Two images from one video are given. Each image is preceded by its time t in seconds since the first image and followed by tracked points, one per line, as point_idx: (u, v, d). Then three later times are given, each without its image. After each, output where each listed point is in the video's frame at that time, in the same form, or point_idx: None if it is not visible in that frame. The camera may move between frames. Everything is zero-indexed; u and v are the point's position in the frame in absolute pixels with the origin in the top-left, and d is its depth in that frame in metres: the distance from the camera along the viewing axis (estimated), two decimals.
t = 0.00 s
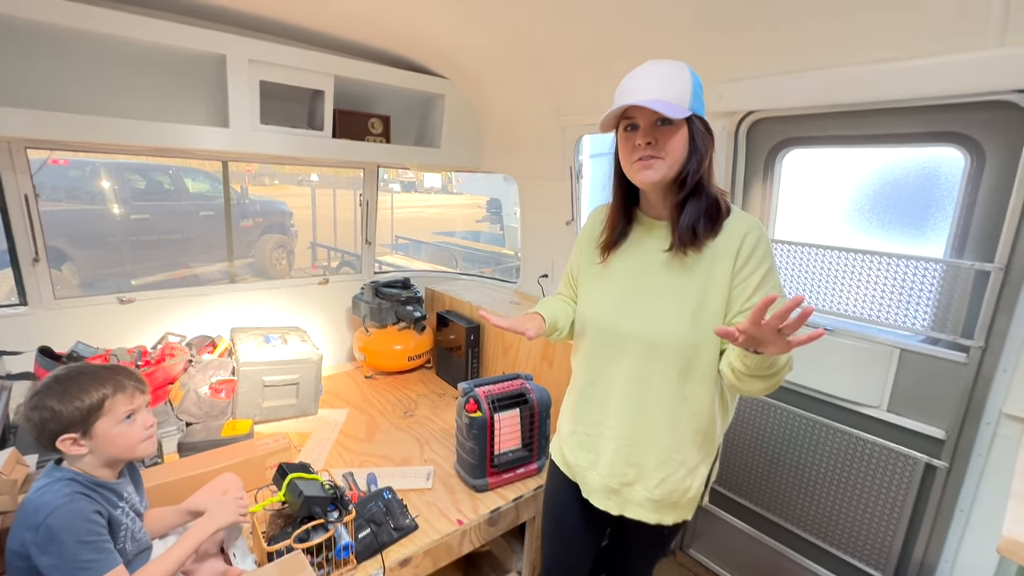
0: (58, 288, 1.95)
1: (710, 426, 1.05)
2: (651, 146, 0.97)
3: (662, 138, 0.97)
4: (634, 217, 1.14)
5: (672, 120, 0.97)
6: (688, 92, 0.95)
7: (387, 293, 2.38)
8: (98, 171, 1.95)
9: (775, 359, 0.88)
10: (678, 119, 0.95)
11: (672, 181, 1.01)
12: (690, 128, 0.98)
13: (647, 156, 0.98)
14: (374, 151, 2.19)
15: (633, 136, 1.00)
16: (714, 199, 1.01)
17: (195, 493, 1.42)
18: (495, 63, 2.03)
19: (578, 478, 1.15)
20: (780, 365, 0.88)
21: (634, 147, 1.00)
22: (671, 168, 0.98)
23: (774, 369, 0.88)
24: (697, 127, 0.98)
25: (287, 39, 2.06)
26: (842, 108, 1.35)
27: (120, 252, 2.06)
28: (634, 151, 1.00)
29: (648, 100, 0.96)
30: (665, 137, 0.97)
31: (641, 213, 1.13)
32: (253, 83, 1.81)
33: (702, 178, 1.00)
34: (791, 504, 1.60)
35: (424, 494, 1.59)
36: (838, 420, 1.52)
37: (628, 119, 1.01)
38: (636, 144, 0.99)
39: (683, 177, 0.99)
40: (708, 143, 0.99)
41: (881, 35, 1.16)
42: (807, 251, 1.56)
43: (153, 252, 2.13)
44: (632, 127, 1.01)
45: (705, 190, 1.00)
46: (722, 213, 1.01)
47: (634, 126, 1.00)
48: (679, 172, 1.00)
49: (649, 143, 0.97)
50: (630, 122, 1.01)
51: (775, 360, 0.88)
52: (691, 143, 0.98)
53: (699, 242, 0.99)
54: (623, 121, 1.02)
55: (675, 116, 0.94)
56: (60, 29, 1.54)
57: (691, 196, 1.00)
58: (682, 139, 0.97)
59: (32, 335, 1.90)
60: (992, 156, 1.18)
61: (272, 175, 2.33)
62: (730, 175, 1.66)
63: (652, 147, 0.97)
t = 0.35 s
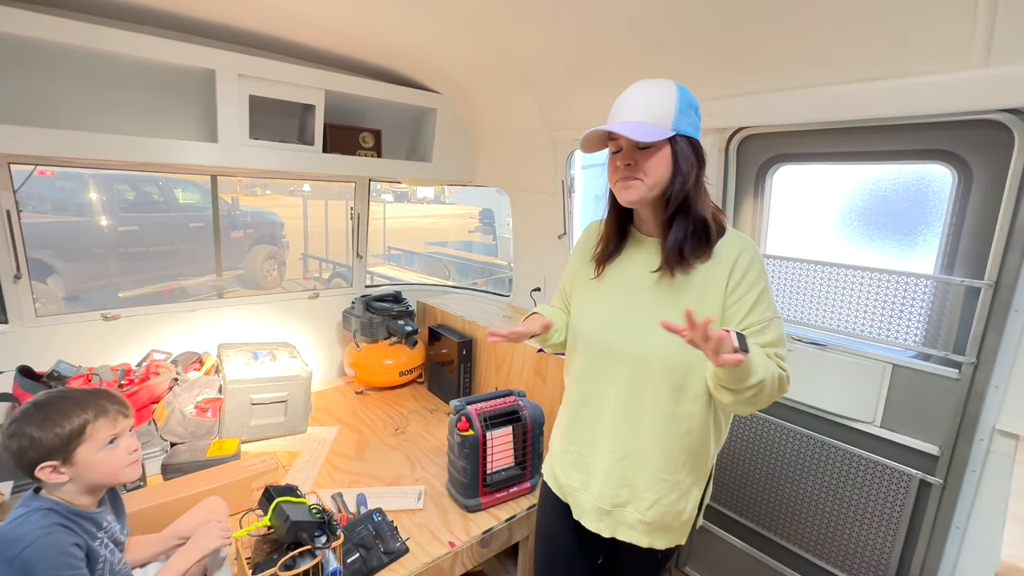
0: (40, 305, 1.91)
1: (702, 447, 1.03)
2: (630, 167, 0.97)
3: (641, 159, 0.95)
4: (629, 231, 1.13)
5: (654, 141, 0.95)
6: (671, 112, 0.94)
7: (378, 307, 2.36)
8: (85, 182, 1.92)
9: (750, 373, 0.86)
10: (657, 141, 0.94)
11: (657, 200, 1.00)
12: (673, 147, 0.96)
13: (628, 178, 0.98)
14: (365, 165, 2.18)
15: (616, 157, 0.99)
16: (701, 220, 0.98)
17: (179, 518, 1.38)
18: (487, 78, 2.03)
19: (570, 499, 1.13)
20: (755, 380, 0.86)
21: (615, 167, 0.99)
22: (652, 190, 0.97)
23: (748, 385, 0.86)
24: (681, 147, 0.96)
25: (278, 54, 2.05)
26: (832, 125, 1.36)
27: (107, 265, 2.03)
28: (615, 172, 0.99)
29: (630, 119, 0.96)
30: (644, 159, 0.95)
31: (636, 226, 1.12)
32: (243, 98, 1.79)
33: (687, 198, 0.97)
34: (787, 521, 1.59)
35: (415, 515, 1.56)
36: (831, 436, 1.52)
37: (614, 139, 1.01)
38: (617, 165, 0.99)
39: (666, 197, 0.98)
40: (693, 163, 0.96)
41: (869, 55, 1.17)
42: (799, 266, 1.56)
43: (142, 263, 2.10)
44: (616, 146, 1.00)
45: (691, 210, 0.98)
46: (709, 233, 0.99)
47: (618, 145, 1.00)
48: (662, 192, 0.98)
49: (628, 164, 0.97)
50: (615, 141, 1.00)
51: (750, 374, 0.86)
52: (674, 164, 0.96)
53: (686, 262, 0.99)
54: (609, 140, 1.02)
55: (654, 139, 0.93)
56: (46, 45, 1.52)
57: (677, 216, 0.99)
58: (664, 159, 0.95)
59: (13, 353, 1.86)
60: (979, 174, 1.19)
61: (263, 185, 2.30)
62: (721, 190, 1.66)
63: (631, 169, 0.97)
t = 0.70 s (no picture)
0: (22, 323, 1.86)
1: (691, 468, 1.00)
2: (608, 188, 0.97)
3: (617, 182, 0.95)
4: (626, 246, 1.11)
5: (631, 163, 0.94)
6: (646, 133, 0.92)
7: (371, 321, 2.33)
8: (76, 194, 1.90)
9: (713, 398, 0.83)
10: (630, 164, 0.93)
11: (636, 220, 0.98)
12: (648, 168, 0.93)
13: (606, 198, 0.98)
14: (358, 179, 2.16)
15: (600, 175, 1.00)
16: (680, 243, 0.95)
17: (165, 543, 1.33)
18: (480, 91, 2.03)
19: (557, 516, 1.10)
20: (720, 404, 0.83)
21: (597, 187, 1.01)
22: (628, 212, 0.96)
23: (711, 410, 0.83)
24: (657, 166, 0.93)
25: (269, 68, 2.04)
26: (827, 139, 1.35)
27: (97, 277, 2.00)
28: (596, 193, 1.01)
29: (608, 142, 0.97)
30: (620, 181, 0.95)
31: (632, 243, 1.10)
32: (233, 112, 1.77)
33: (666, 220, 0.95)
34: (785, 537, 1.57)
35: (407, 537, 1.52)
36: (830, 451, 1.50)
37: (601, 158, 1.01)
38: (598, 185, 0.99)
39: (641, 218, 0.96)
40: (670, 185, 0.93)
41: (865, 70, 1.17)
42: (796, 280, 1.54)
43: (133, 274, 2.08)
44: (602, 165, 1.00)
45: (670, 233, 0.95)
46: (688, 255, 0.95)
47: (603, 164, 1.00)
48: (640, 213, 0.97)
49: (606, 185, 0.97)
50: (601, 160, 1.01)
51: (713, 399, 0.83)
52: (650, 186, 0.94)
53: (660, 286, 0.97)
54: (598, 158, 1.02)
55: (624, 163, 0.92)
56: (32, 59, 1.49)
57: (656, 238, 0.97)
58: (637, 181, 0.94)
59: None
60: (974, 190, 1.19)
61: (257, 196, 2.29)
62: (717, 203, 1.66)
63: (606, 191, 0.97)
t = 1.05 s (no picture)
0: None
1: (687, 491, 0.96)
2: (591, 206, 0.95)
3: (600, 200, 0.93)
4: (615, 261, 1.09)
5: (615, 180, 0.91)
6: (629, 149, 0.90)
7: (359, 338, 2.27)
8: (63, 208, 1.87)
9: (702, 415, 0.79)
10: (614, 182, 0.91)
11: (621, 238, 0.96)
12: (631, 185, 0.91)
13: (590, 216, 0.96)
14: (347, 192, 2.13)
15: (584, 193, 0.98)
16: (663, 263, 0.92)
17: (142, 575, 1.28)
18: (470, 104, 2.01)
19: (549, 541, 1.06)
20: (711, 420, 0.79)
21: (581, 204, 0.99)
22: (611, 231, 0.94)
23: (702, 429, 0.79)
24: (640, 183, 0.90)
25: (256, 81, 2.02)
26: (819, 151, 1.34)
27: (85, 290, 1.96)
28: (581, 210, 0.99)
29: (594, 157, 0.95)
30: (603, 199, 0.92)
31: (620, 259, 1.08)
32: (217, 126, 1.74)
33: (649, 239, 0.92)
34: (785, 556, 1.53)
35: (396, 563, 1.47)
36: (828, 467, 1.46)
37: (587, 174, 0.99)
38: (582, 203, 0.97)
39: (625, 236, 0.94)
40: (653, 204, 0.90)
41: (856, 81, 1.16)
42: (791, 293, 1.52)
43: (121, 287, 2.03)
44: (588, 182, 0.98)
45: (653, 252, 0.92)
46: (672, 275, 0.92)
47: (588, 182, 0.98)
48: (624, 232, 0.95)
49: (589, 203, 0.95)
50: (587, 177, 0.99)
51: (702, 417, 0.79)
52: (632, 204, 0.91)
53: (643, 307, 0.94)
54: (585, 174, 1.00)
55: (606, 179, 0.90)
56: (9, 74, 1.46)
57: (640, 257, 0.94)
58: (619, 200, 0.91)
59: None
60: (969, 203, 1.17)
61: (252, 207, 2.26)
62: (709, 215, 1.64)
63: (590, 208, 0.95)
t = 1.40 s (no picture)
0: None
1: (690, 500, 0.94)
2: (590, 209, 0.92)
3: (599, 203, 0.90)
4: (610, 266, 1.07)
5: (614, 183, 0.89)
6: (630, 152, 0.87)
7: (355, 343, 2.26)
8: (57, 215, 1.85)
9: (686, 406, 0.81)
10: (614, 184, 0.88)
11: (619, 242, 0.93)
12: (632, 189, 0.88)
13: (589, 219, 0.94)
14: (340, 198, 2.10)
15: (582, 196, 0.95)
16: (663, 269, 0.89)
17: None
18: (463, 107, 1.99)
19: (549, 556, 1.03)
20: (696, 411, 0.80)
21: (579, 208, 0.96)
22: (610, 234, 0.92)
23: (687, 420, 0.81)
24: (641, 187, 0.88)
25: (248, 86, 2.00)
26: (816, 154, 1.32)
27: (80, 297, 1.94)
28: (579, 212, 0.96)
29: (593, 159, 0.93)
30: (602, 201, 0.90)
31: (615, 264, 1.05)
32: (206, 132, 1.72)
33: (649, 243, 0.89)
34: (787, 565, 1.50)
35: None
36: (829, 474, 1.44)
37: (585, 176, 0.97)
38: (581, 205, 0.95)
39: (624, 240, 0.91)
40: (654, 206, 0.88)
41: (853, 82, 1.14)
42: (789, 297, 1.50)
43: (116, 294, 2.01)
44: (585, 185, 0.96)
45: (653, 257, 0.89)
46: (672, 281, 0.89)
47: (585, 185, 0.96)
48: (623, 236, 0.92)
49: (587, 206, 0.93)
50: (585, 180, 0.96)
51: (687, 405, 0.81)
52: (633, 207, 0.89)
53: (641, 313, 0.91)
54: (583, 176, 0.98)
55: (606, 183, 0.87)
56: None
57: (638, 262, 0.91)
58: (619, 203, 0.89)
59: None
60: (969, 206, 1.15)
61: (249, 212, 2.25)
62: (706, 218, 1.62)
63: (589, 211, 0.93)
